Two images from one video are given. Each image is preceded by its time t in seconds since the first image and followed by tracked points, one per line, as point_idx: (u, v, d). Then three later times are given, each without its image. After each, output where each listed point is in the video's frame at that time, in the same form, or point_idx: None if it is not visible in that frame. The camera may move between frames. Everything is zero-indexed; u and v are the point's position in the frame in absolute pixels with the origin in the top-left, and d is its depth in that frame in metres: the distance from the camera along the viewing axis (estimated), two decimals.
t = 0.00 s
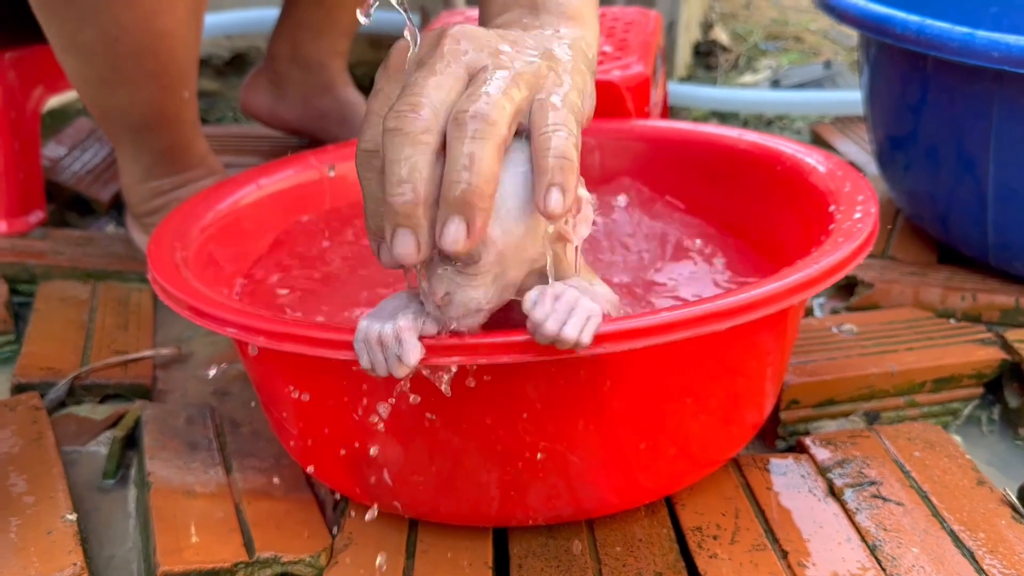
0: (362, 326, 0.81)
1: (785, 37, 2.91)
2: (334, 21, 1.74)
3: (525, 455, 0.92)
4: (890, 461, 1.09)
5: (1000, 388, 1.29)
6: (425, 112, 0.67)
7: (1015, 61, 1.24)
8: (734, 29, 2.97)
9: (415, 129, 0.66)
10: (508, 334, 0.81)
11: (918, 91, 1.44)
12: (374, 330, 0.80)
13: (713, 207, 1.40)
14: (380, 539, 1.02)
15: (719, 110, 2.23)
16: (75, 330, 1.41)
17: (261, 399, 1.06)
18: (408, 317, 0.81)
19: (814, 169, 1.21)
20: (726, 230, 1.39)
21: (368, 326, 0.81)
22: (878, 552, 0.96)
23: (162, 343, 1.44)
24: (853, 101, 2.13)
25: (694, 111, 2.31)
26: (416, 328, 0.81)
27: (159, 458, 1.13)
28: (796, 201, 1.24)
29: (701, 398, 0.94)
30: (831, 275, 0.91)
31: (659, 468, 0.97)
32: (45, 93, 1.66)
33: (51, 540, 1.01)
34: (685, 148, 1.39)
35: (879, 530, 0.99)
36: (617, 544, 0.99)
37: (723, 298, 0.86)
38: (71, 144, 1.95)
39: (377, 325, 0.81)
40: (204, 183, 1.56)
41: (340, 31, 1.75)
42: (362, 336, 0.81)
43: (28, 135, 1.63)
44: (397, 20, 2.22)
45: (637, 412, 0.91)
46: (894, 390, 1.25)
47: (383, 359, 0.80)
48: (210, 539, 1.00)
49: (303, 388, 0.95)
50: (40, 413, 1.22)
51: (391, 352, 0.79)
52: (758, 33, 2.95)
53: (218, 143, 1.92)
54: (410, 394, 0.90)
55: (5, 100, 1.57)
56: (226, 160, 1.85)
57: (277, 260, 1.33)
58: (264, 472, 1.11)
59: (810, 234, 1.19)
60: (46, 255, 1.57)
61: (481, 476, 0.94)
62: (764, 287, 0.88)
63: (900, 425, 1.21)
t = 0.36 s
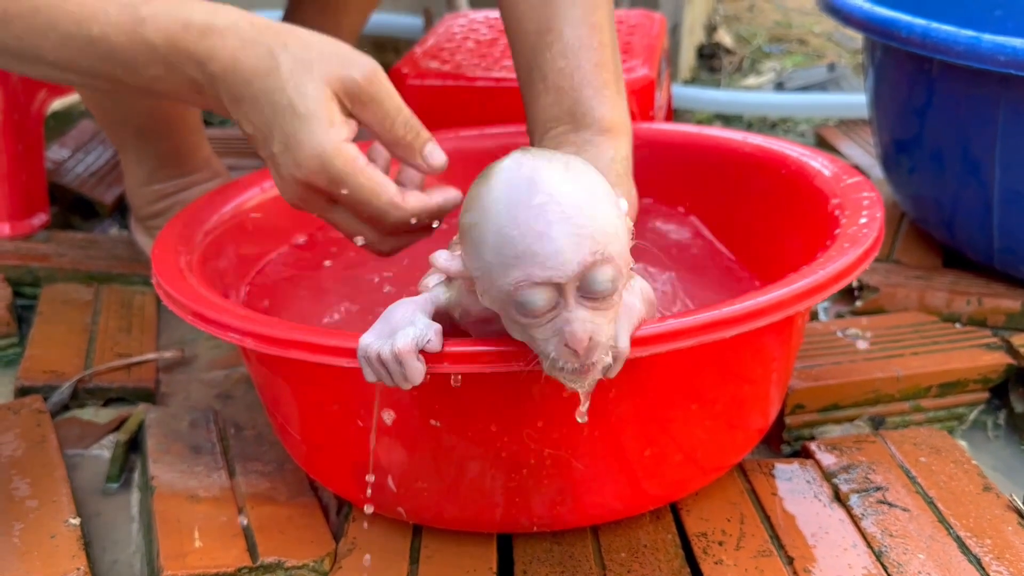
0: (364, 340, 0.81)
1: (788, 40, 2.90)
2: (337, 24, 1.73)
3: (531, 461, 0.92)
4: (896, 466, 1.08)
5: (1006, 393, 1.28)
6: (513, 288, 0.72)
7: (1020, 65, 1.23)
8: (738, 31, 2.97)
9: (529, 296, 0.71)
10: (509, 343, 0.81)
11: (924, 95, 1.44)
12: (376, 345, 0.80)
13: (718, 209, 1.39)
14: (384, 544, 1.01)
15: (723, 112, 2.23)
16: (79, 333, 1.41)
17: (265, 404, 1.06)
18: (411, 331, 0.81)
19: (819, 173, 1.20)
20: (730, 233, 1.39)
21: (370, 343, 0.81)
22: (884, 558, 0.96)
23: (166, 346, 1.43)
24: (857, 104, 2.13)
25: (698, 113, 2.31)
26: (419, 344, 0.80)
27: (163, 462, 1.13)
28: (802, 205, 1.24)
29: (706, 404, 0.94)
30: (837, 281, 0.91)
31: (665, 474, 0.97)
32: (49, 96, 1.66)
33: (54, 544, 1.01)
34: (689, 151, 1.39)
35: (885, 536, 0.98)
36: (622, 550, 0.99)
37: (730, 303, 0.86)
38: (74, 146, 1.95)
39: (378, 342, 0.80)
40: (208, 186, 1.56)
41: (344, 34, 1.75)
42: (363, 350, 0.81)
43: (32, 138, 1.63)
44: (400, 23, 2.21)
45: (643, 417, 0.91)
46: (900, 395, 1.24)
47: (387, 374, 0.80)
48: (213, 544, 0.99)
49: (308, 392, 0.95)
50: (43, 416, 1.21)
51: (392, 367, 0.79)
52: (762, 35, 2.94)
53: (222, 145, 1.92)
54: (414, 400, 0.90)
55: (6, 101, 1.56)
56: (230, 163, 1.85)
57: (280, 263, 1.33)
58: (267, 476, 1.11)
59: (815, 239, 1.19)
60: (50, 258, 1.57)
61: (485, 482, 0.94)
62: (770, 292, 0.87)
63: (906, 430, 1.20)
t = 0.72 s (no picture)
0: (363, 332, 0.81)
1: (789, 40, 2.90)
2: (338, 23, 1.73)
3: (530, 457, 0.92)
4: (896, 464, 1.08)
5: (1006, 391, 1.28)
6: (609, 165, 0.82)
7: (1021, 63, 1.23)
8: (738, 31, 2.97)
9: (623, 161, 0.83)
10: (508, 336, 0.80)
11: (924, 93, 1.44)
12: (375, 336, 0.80)
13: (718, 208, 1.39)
14: (383, 541, 1.01)
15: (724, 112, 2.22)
16: (79, 331, 1.41)
17: (264, 401, 1.05)
18: (409, 321, 0.81)
19: (820, 171, 1.20)
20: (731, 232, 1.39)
21: (370, 331, 0.81)
22: (883, 555, 0.96)
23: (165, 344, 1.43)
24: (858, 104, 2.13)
25: (698, 113, 2.31)
26: (418, 331, 0.80)
27: (162, 459, 1.13)
28: (802, 203, 1.24)
29: (706, 400, 0.94)
30: (837, 277, 0.91)
31: (664, 470, 0.97)
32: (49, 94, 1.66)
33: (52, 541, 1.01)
34: (689, 149, 1.39)
35: (885, 533, 0.98)
36: (621, 547, 0.98)
37: (729, 299, 0.86)
38: (75, 145, 1.95)
39: (378, 332, 0.81)
40: (209, 184, 1.56)
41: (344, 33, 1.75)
42: (363, 341, 0.81)
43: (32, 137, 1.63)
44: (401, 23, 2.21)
45: (643, 414, 0.91)
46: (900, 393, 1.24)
47: (387, 363, 0.80)
48: (212, 540, 0.99)
49: (307, 388, 0.95)
50: (43, 414, 1.21)
51: (393, 355, 0.79)
52: (762, 35, 2.94)
53: (222, 145, 1.92)
54: (413, 395, 0.89)
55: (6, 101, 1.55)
56: (230, 162, 1.85)
57: (280, 261, 1.33)
58: (267, 474, 1.11)
59: (815, 237, 1.19)
60: (50, 256, 1.57)
61: (484, 478, 0.94)
62: (769, 288, 0.87)
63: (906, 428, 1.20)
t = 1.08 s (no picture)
0: (358, 338, 0.80)
1: (789, 39, 2.90)
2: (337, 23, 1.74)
3: (527, 455, 0.92)
4: (893, 462, 1.08)
5: (1004, 390, 1.28)
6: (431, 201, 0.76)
7: (1019, 62, 1.23)
8: (738, 31, 2.97)
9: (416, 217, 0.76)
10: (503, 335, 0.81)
11: (922, 92, 1.44)
12: (372, 339, 0.79)
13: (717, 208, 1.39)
14: (381, 539, 1.01)
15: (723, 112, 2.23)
16: (78, 330, 1.41)
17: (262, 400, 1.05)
18: (401, 319, 0.80)
19: (817, 170, 1.20)
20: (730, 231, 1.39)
21: (363, 337, 0.80)
22: (880, 553, 0.96)
23: (165, 343, 1.43)
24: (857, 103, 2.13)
25: (697, 113, 2.31)
26: (413, 331, 0.80)
27: (161, 457, 1.13)
28: (800, 202, 1.23)
29: (703, 399, 0.94)
30: (833, 274, 0.91)
31: (662, 468, 0.97)
32: (49, 94, 1.66)
33: (51, 539, 1.01)
34: (687, 149, 1.39)
35: (882, 531, 0.98)
36: (619, 545, 0.99)
37: (725, 298, 0.86)
38: (74, 145, 1.95)
39: (373, 335, 0.80)
40: (208, 183, 1.56)
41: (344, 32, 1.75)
42: (360, 347, 0.80)
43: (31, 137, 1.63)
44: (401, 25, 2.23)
45: (640, 412, 0.91)
46: (898, 391, 1.24)
47: (386, 366, 0.80)
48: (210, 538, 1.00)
49: (304, 387, 0.95)
50: (42, 413, 1.22)
51: (392, 357, 0.79)
52: (762, 35, 2.94)
53: (222, 144, 1.92)
54: (410, 393, 0.90)
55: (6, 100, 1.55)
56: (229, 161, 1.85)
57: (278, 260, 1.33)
58: (265, 472, 1.11)
59: (814, 236, 1.19)
60: (50, 256, 1.57)
61: (481, 477, 0.94)
62: (765, 286, 0.87)
63: (903, 426, 1.21)
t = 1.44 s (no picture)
0: (359, 333, 0.80)
1: (788, 38, 2.90)
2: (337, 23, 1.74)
3: (526, 454, 0.92)
4: (892, 461, 1.08)
5: (1003, 389, 1.28)
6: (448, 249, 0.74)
7: (1018, 61, 1.23)
8: (737, 30, 2.97)
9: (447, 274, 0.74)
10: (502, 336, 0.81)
11: (922, 91, 1.44)
12: (372, 335, 0.79)
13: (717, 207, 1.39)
14: (381, 539, 1.01)
15: (723, 111, 2.23)
16: (77, 330, 1.42)
17: (262, 400, 1.06)
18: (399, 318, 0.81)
19: (816, 169, 1.20)
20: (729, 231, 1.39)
21: (362, 335, 0.80)
22: (879, 552, 0.96)
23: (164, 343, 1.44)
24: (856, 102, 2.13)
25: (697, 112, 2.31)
26: (410, 328, 0.80)
27: (161, 457, 1.13)
28: (800, 201, 1.23)
29: (702, 398, 0.94)
30: (832, 274, 0.91)
31: (661, 468, 0.97)
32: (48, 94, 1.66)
33: (51, 539, 1.01)
34: (686, 148, 1.39)
35: (881, 530, 0.98)
36: (618, 544, 0.99)
37: (724, 297, 0.86)
38: (74, 145, 1.95)
39: (372, 331, 0.80)
40: (207, 183, 1.57)
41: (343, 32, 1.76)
42: (360, 343, 0.80)
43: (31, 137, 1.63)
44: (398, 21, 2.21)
45: (639, 411, 0.91)
46: (897, 390, 1.24)
47: (385, 363, 0.80)
48: (210, 538, 1.00)
49: (303, 387, 0.95)
50: (42, 413, 1.22)
51: (392, 352, 0.79)
52: (761, 34, 2.94)
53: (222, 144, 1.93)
54: (409, 393, 0.90)
55: (6, 100, 1.55)
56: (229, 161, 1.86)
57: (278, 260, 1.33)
58: (265, 472, 1.11)
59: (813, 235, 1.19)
60: (49, 256, 1.57)
61: (481, 476, 0.94)
62: (764, 286, 0.87)
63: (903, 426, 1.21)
